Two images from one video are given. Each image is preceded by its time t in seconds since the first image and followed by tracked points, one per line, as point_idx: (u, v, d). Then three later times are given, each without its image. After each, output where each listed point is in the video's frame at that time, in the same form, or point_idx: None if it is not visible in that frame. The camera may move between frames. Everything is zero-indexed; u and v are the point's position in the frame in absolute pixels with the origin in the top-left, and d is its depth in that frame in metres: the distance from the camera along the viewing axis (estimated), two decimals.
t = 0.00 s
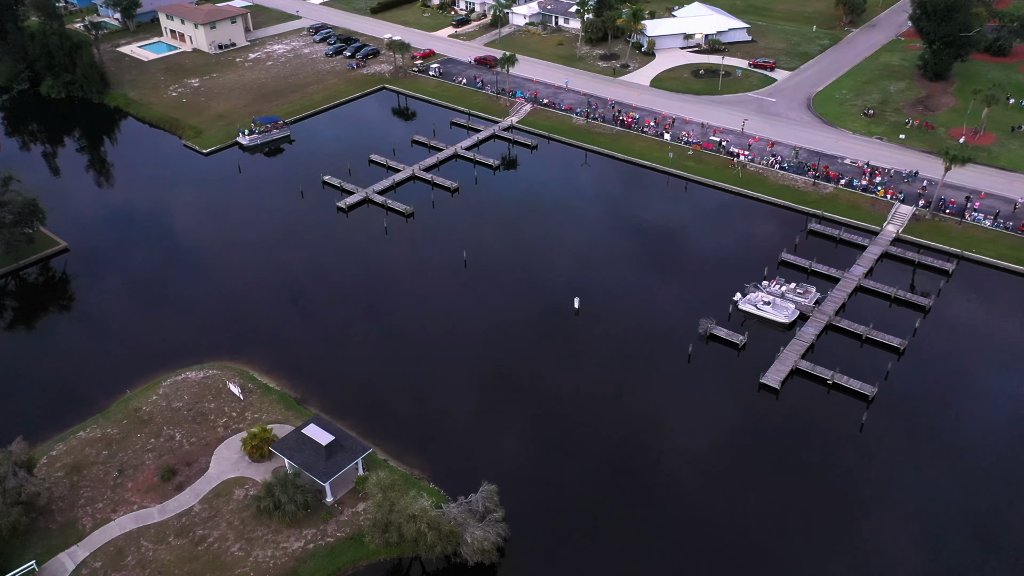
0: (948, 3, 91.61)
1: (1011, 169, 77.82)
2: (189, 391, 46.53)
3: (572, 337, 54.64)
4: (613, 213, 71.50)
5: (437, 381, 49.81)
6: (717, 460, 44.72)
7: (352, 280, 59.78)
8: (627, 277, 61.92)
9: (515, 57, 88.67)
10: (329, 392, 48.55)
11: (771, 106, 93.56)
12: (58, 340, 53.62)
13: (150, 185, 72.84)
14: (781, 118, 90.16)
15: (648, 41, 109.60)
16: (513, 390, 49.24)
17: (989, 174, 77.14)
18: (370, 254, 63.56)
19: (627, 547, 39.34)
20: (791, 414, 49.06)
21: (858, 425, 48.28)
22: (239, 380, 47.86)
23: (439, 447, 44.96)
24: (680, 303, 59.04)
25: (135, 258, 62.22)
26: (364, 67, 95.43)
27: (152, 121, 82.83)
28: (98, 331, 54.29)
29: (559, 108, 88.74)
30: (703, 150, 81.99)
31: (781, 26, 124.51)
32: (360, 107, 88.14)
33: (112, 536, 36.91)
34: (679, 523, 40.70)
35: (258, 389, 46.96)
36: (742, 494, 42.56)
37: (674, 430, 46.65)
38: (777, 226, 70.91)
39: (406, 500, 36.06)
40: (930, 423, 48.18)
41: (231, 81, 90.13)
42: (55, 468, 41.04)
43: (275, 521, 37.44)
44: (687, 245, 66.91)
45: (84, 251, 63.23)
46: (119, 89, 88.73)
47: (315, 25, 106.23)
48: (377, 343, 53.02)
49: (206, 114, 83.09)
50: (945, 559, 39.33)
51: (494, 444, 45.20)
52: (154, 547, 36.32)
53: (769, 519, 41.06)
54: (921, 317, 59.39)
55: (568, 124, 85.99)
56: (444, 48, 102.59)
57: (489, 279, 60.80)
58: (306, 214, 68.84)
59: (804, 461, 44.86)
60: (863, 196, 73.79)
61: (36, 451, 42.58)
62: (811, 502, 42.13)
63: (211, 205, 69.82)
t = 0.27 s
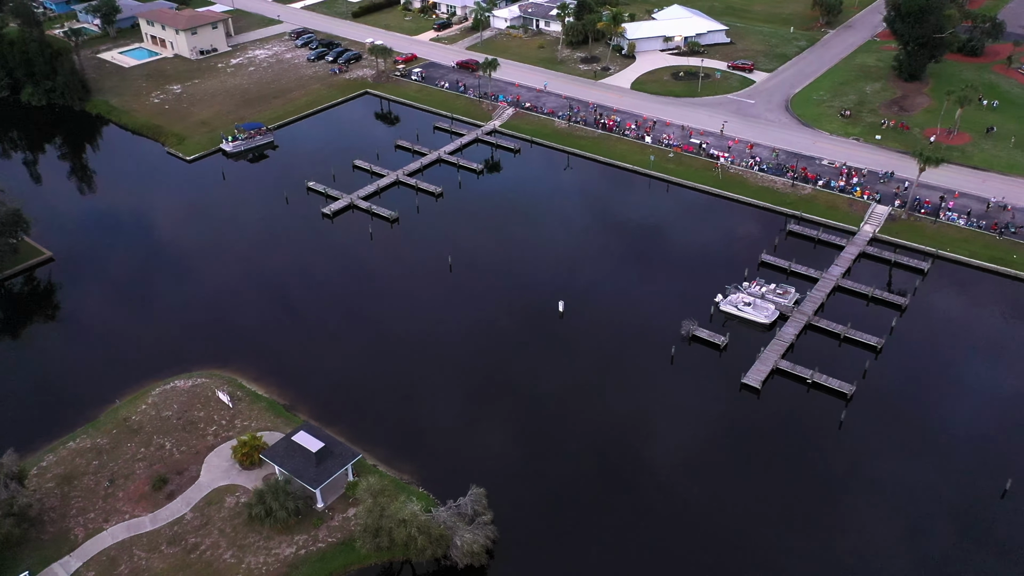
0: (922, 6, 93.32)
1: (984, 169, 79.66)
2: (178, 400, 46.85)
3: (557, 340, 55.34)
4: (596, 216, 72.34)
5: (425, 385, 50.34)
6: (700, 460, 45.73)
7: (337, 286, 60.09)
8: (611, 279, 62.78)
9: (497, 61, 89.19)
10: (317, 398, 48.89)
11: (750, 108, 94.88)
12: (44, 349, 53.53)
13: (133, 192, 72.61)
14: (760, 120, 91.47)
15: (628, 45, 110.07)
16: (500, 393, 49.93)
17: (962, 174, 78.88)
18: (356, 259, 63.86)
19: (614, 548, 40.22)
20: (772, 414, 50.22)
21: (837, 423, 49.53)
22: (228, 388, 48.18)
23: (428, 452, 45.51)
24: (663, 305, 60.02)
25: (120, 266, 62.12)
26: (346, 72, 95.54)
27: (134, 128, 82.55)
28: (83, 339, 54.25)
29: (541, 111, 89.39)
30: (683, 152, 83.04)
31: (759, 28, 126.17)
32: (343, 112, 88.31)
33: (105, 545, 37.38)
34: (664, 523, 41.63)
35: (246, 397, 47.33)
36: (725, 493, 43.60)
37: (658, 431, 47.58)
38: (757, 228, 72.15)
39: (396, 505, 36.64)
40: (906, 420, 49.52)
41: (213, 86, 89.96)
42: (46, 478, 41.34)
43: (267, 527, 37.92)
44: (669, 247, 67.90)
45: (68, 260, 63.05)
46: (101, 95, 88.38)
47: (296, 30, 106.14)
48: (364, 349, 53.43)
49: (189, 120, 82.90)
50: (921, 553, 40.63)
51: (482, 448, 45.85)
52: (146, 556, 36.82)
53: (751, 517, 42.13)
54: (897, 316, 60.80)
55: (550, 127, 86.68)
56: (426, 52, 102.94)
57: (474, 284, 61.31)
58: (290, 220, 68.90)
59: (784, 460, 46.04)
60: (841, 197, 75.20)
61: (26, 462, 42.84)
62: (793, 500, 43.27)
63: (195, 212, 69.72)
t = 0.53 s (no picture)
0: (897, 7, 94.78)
1: (958, 168, 81.41)
2: (168, 408, 47.08)
3: (543, 344, 56.03)
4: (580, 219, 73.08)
5: (413, 390, 50.81)
6: (684, 460, 46.70)
7: (324, 292, 60.33)
8: (595, 281, 63.55)
9: (479, 65, 89.65)
10: (306, 404, 49.20)
11: (730, 109, 96.10)
12: (29, 359, 53.37)
13: (116, 199, 72.35)
14: (739, 122, 92.70)
15: (610, 47, 111.28)
16: (487, 397, 50.56)
17: (938, 174, 80.51)
18: (342, 265, 64.11)
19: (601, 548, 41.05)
20: (753, 413, 51.28)
21: (817, 421, 50.69)
22: (217, 395, 48.45)
23: (416, 456, 46.04)
24: (647, 307, 60.90)
25: (104, 273, 61.90)
26: (329, 77, 95.57)
27: (116, 134, 82.20)
28: (69, 347, 54.13)
29: (524, 115, 89.99)
30: (665, 154, 84.02)
31: (738, 29, 127.63)
32: (326, 117, 88.40)
33: (97, 554, 37.66)
34: (649, 523, 42.54)
35: (236, 404, 47.64)
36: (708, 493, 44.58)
37: (643, 433, 48.48)
38: (738, 229, 73.27)
39: (386, 509, 37.19)
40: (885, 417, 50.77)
41: (195, 92, 89.73)
42: (36, 489, 41.50)
43: (258, 534, 38.33)
44: (652, 249, 68.81)
45: (52, 268, 62.79)
46: (83, 103, 87.95)
47: (278, 34, 105.98)
48: (351, 354, 53.77)
49: (172, 127, 82.65)
50: (899, 547, 41.83)
51: (470, 452, 46.49)
52: (139, 564, 37.13)
53: (734, 516, 43.15)
54: (875, 314, 62.09)
55: (533, 131, 87.32)
56: (409, 56, 103.19)
57: (460, 288, 61.80)
58: (275, 226, 68.94)
59: (767, 459, 47.09)
60: (819, 197, 76.56)
61: (16, 473, 42.94)
62: (775, 499, 44.32)
63: (179, 218, 69.54)
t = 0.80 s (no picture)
0: (871, 9, 96.69)
1: (932, 168, 83.22)
2: (157, 418, 47.37)
3: (529, 347, 56.73)
4: (564, 221, 73.82)
5: (400, 396, 51.29)
6: (668, 460, 47.64)
7: (310, 298, 60.56)
8: (580, 284, 64.30)
9: (461, 69, 90.10)
10: (294, 411, 49.53)
11: (709, 111, 97.36)
12: (15, 369, 53.22)
13: (99, 207, 72.08)
14: (719, 124, 93.96)
15: (590, 50, 112.02)
16: (474, 401, 51.17)
17: (913, 174, 82.20)
18: (327, 270, 64.34)
19: (588, 548, 41.87)
20: (735, 413, 52.35)
21: (797, 419, 51.89)
22: (206, 403, 48.76)
23: (405, 461, 46.57)
24: (630, 308, 61.79)
25: (88, 281, 61.80)
26: (312, 81, 95.58)
27: (98, 142, 81.84)
28: (55, 357, 54.03)
29: (506, 118, 90.58)
30: (646, 157, 84.98)
31: (717, 30, 129.09)
32: (309, 122, 88.44)
33: (89, 564, 37.93)
34: (635, 522, 43.40)
35: (225, 412, 47.99)
36: (692, 492, 45.53)
37: (627, 434, 49.35)
38: (718, 230, 74.40)
39: (377, 514, 37.77)
40: (863, 413, 52.05)
41: (177, 98, 89.48)
42: (27, 500, 41.68)
43: (250, 540, 38.73)
44: (635, 251, 69.69)
45: (36, 278, 62.52)
46: (64, 110, 87.46)
47: (260, 39, 105.78)
48: (339, 360, 54.11)
49: (155, 133, 82.41)
50: (878, 541, 43.01)
51: (458, 456, 47.10)
52: (132, 572, 37.44)
53: (717, 514, 44.12)
54: (853, 313, 63.44)
55: (515, 134, 87.93)
56: (391, 60, 103.42)
57: (446, 293, 62.27)
58: (260, 233, 68.96)
59: (749, 457, 48.20)
60: (798, 198, 77.92)
61: (6, 485, 43.06)
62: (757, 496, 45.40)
63: (163, 225, 69.40)
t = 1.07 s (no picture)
0: (848, 10, 98.96)
1: (908, 168, 84.92)
2: (146, 426, 47.64)
3: (515, 350, 57.37)
4: (548, 224, 74.46)
5: (388, 401, 51.73)
6: (653, 460, 48.52)
7: (297, 303, 60.74)
8: (564, 286, 65.00)
9: (444, 73, 90.47)
10: (282, 417, 49.84)
11: (690, 113, 98.48)
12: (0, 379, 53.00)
13: (83, 214, 71.75)
14: (699, 125, 95.09)
15: (572, 52, 112.50)
16: (461, 405, 51.75)
17: (890, 174, 83.82)
18: (313, 276, 64.51)
19: (575, 548, 42.62)
20: (718, 413, 53.39)
21: (778, 417, 53.02)
22: (195, 411, 49.06)
23: (394, 465, 47.07)
24: (614, 310, 62.62)
25: (74, 289, 61.66)
26: (295, 86, 95.54)
27: (81, 149, 81.44)
28: (41, 366, 53.87)
29: (489, 122, 91.10)
30: (628, 159, 85.84)
31: (696, 32, 130.45)
32: (293, 127, 88.42)
33: (81, 573, 38.23)
34: (620, 521, 44.23)
35: (214, 419, 48.35)
36: (676, 491, 46.43)
37: (612, 435, 50.18)
38: (700, 231, 75.46)
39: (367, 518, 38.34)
40: (842, 411, 53.27)
41: (160, 104, 89.18)
42: (18, 510, 41.87)
43: (241, 546, 39.13)
44: (619, 253, 70.50)
45: (20, 287, 62.18)
46: (45, 117, 86.93)
47: (242, 44, 105.53)
48: (326, 365, 54.41)
49: (138, 140, 82.13)
50: (858, 536, 44.13)
51: (445, 460, 47.66)
52: None
53: (701, 512, 45.06)
54: (832, 312, 64.74)
55: (499, 138, 88.47)
56: (374, 64, 103.58)
57: (432, 297, 62.68)
58: (245, 239, 68.93)
59: (732, 456, 49.22)
60: (777, 199, 79.20)
61: None
62: (740, 493, 46.42)
63: (148, 232, 69.20)
